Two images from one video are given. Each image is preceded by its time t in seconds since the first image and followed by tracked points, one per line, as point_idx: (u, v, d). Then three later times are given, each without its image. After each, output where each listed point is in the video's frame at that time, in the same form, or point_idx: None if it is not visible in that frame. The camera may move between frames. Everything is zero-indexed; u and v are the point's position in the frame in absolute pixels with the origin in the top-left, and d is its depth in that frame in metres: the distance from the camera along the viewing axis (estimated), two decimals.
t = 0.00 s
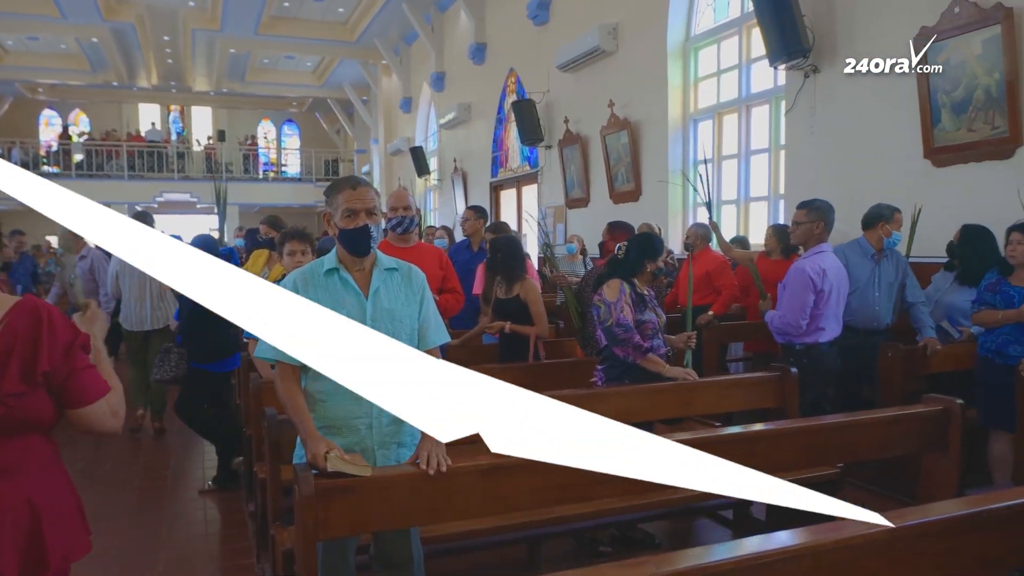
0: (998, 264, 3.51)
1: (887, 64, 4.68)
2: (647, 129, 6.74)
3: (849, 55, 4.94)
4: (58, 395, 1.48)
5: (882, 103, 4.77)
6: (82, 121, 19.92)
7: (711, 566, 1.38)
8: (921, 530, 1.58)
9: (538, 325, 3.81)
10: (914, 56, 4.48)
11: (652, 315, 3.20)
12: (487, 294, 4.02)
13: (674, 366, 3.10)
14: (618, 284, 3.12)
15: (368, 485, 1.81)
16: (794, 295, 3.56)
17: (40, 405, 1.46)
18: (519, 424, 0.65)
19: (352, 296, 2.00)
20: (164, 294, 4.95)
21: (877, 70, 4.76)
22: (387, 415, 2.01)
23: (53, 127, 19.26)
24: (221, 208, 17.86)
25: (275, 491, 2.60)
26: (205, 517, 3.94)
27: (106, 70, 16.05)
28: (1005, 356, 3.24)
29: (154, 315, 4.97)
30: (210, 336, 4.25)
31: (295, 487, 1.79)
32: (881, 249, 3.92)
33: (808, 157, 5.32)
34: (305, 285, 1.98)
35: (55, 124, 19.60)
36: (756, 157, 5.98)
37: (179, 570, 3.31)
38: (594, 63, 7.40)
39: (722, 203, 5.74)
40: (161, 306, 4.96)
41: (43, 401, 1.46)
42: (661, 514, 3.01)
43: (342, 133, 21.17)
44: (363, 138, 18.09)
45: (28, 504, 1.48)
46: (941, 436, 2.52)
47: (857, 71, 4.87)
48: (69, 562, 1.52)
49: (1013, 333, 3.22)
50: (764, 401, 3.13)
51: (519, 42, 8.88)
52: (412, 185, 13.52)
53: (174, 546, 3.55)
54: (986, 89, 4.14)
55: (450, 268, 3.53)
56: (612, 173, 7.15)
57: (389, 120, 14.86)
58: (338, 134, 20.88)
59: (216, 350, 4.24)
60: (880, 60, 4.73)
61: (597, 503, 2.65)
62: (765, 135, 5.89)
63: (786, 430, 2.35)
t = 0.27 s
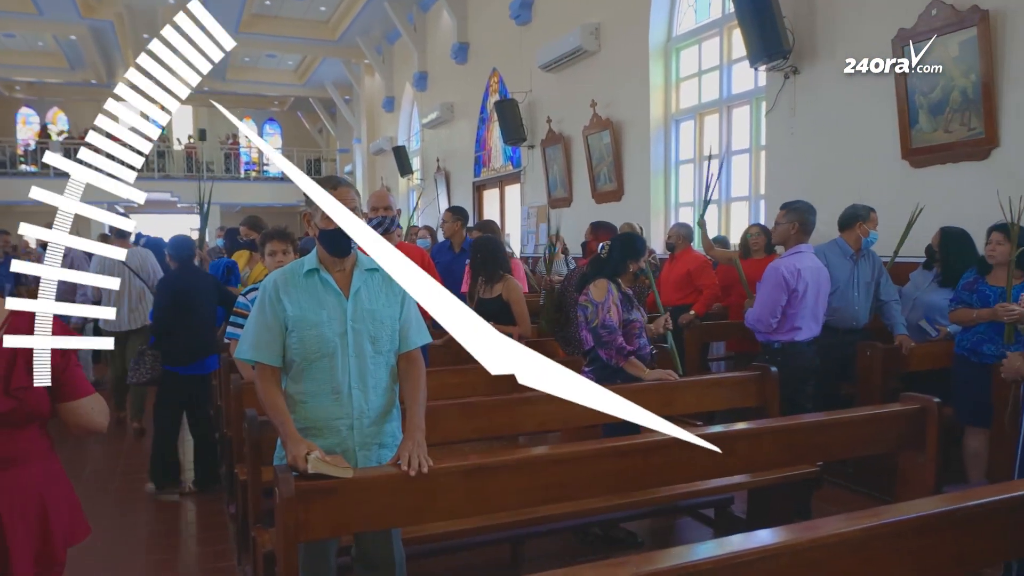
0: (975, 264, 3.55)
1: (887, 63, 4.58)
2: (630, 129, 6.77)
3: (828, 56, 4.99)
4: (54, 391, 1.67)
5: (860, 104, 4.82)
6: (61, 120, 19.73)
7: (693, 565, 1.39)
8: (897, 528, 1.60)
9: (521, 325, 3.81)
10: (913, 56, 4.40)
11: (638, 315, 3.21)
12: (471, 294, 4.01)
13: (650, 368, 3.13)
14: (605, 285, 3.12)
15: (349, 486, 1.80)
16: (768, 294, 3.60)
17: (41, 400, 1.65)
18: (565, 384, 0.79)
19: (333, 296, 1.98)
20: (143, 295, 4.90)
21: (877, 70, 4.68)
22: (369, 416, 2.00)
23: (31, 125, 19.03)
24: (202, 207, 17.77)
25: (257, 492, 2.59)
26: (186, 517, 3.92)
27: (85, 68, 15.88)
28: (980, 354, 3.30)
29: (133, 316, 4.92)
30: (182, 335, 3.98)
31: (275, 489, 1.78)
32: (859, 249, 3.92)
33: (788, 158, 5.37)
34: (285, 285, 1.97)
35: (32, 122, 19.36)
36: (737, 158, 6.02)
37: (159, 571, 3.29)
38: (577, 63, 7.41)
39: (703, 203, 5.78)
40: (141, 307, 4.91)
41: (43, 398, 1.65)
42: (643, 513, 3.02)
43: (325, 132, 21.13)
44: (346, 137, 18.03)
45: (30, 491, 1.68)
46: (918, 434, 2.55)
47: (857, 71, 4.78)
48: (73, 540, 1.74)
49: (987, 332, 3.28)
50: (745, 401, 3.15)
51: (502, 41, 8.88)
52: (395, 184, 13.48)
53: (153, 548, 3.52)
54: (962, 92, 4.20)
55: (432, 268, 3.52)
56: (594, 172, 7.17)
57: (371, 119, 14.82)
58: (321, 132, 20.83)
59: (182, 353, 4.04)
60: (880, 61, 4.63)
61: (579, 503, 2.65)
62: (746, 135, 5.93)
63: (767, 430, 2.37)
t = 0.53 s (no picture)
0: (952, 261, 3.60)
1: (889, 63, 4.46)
2: (615, 124, 6.77)
3: (811, 52, 5.01)
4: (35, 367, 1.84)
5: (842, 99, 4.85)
6: (43, 113, 19.49)
7: (674, 560, 1.39)
8: (875, 522, 1.62)
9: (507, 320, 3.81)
10: (913, 54, 4.31)
11: (625, 309, 3.21)
12: (459, 288, 4.01)
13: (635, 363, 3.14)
14: (591, 279, 3.12)
15: (332, 483, 1.80)
16: (743, 288, 3.64)
17: (22, 377, 1.81)
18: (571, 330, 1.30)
19: (315, 292, 1.98)
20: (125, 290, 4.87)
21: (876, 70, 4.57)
22: (351, 412, 2.00)
23: (12, 118, 18.82)
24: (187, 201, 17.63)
25: (239, 489, 2.58)
26: (169, 512, 3.91)
27: (68, 60, 15.69)
28: (958, 348, 3.33)
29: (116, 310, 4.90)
30: (149, 334, 3.92)
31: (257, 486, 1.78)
32: (842, 244, 3.98)
33: (771, 152, 5.40)
34: (267, 280, 1.96)
35: (14, 115, 19.11)
36: (721, 152, 6.05)
37: (141, 567, 3.28)
38: (562, 58, 7.40)
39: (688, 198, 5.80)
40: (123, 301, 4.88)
41: (24, 373, 1.81)
42: (627, 507, 3.04)
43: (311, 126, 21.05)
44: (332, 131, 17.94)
45: (22, 461, 1.83)
46: (898, 428, 2.57)
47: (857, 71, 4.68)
48: (61, 501, 1.92)
49: (966, 326, 3.30)
50: (728, 395, 3.16)
51: (488, 36, 8.85)
52: (381, 179, 13.44)
53: (135, 543, 3.51)
54: (942, 88, 4.24)
55: (417, 263, 3.51)
56: (579, 167, 7.18)
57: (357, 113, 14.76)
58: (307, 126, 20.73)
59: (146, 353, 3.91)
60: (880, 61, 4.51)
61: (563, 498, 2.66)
62: (729, 130, 5.96)
63: (749, 424, 2.38)
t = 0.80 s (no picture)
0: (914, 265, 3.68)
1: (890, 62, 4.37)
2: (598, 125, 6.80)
3: (791, 55, 5.05)
4: (17, 364, 1.88)
5: (822, 102, 4.89)
6: (22, 110, 19.25)
7: (650, 558, 1.39)
8: (850, 519, 1.63)
9: (489, 320, 3.80)
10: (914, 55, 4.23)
11: (612, 310, 3.21)
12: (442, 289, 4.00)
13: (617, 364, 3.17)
14: (578, 279, 3.12)
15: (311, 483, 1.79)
16: (709, 290, 3.67)
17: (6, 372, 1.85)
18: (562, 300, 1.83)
19: (295, 293, 1.97)
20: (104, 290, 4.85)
21: (876, 70, 4.47)
22: (331, 412, 1.99)
23: None
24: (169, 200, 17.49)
25: (218, 490, 2.57)
26: (148, 513, 3.88)
27: (48, 57, 15.51)
28: (930, 351, 3.37)
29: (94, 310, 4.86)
30: (115, 333, 3.82)
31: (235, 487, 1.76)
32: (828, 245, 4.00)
33: (752, 154, 5.44)
34: (246, 281, 1.95)
35: None
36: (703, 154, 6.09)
37: (119, 567, 3.25)
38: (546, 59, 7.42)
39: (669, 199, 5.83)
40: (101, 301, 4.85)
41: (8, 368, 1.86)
42: (609, 506, 3.05)
43: (295, 125, 20.97)
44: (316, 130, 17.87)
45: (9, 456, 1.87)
46: (875, 427, 2.60)
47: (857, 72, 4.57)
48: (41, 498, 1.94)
49: (935, 328, 3.35)
50: (708, 394, 3.18)
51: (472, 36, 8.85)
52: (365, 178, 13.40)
53: (114, 544, 3.47)
54: (919, 91, 4.29)
55: (400, 263, 3.50)
56: (563, 168, 7.19)
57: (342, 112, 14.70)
58: (291, 126, 20.63)
59: (100, 354, 3.82)
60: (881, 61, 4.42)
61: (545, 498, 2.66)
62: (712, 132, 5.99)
63: (729, 424, 2.40)
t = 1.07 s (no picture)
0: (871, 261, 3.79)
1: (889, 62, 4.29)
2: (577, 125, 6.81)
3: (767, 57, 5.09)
4: (15, 358, 2.11)
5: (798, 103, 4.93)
6: None
7: (623, 557, 1.40)
8: (822, 515, 1.64)
9: (467, 320, 3.80)
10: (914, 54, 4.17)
11: (598, 310, 3.18)
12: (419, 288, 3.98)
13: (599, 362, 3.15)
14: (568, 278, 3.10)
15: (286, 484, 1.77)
16: (662, 289, 3.73)
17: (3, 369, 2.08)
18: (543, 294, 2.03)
19: (270, 293, 1.96)
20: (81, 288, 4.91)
21: (877, 70, 4.38)
22: (307, 412, 1.98)
23: None
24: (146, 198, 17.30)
25: (192, 491, 2.54)
26: (122, 514, 3.84)
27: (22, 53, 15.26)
28: (893, 351, 3.45)
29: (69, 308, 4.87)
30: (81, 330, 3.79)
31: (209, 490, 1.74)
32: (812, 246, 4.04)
33: (729, 155, 5.48)
34: (220, 281, 1.92)
35: None
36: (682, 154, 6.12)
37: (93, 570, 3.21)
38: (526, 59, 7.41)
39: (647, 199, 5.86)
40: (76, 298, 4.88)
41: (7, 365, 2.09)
42: (587, 505, 3.05)
43: (275, 122, 20.85)
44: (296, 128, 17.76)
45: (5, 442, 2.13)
46: (849, 425, 2.63)
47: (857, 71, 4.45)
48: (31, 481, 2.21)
49: (896, 329, 3.43)
50: (685, 393, 3.20)
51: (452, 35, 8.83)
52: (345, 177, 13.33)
53: (87, 546, 3.43)
54: (892, 93, 4.34)
55: (378, 262, 3.49)
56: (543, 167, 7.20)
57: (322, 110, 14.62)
58: (271, 124, 20.48)
59: (54, 352, 3.77)
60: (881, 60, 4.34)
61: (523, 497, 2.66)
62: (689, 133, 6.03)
63: (705, 422, 2.41)
